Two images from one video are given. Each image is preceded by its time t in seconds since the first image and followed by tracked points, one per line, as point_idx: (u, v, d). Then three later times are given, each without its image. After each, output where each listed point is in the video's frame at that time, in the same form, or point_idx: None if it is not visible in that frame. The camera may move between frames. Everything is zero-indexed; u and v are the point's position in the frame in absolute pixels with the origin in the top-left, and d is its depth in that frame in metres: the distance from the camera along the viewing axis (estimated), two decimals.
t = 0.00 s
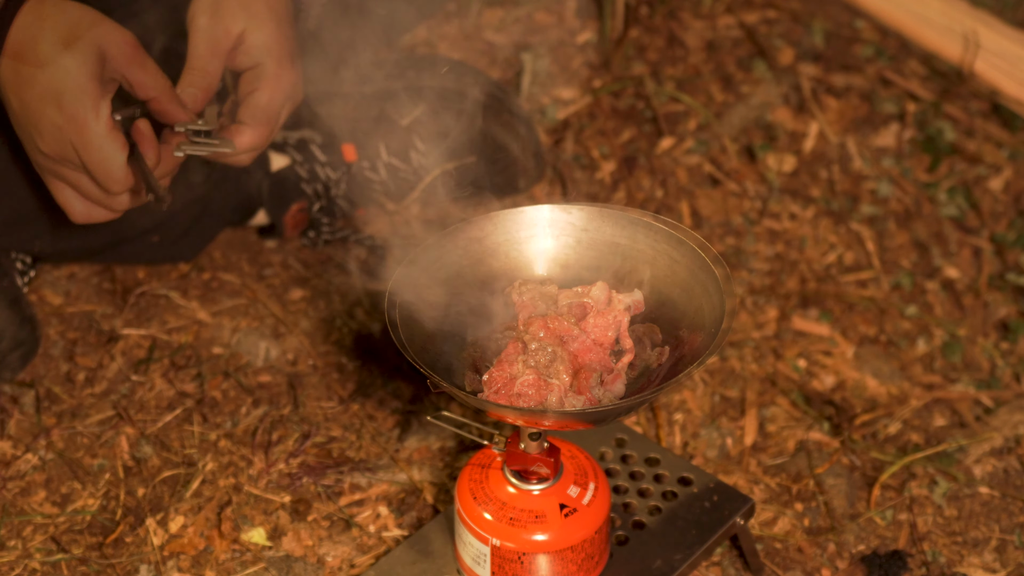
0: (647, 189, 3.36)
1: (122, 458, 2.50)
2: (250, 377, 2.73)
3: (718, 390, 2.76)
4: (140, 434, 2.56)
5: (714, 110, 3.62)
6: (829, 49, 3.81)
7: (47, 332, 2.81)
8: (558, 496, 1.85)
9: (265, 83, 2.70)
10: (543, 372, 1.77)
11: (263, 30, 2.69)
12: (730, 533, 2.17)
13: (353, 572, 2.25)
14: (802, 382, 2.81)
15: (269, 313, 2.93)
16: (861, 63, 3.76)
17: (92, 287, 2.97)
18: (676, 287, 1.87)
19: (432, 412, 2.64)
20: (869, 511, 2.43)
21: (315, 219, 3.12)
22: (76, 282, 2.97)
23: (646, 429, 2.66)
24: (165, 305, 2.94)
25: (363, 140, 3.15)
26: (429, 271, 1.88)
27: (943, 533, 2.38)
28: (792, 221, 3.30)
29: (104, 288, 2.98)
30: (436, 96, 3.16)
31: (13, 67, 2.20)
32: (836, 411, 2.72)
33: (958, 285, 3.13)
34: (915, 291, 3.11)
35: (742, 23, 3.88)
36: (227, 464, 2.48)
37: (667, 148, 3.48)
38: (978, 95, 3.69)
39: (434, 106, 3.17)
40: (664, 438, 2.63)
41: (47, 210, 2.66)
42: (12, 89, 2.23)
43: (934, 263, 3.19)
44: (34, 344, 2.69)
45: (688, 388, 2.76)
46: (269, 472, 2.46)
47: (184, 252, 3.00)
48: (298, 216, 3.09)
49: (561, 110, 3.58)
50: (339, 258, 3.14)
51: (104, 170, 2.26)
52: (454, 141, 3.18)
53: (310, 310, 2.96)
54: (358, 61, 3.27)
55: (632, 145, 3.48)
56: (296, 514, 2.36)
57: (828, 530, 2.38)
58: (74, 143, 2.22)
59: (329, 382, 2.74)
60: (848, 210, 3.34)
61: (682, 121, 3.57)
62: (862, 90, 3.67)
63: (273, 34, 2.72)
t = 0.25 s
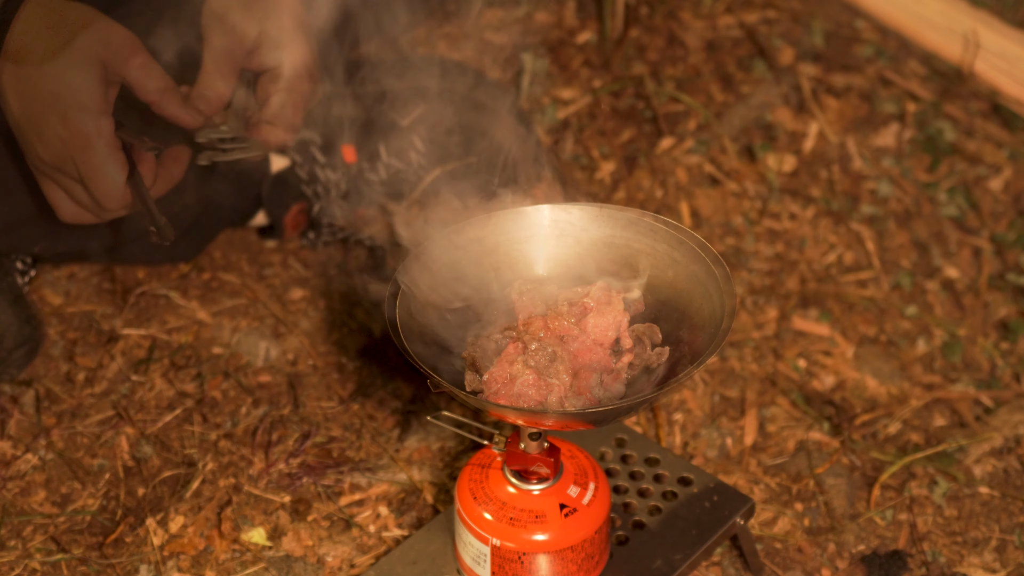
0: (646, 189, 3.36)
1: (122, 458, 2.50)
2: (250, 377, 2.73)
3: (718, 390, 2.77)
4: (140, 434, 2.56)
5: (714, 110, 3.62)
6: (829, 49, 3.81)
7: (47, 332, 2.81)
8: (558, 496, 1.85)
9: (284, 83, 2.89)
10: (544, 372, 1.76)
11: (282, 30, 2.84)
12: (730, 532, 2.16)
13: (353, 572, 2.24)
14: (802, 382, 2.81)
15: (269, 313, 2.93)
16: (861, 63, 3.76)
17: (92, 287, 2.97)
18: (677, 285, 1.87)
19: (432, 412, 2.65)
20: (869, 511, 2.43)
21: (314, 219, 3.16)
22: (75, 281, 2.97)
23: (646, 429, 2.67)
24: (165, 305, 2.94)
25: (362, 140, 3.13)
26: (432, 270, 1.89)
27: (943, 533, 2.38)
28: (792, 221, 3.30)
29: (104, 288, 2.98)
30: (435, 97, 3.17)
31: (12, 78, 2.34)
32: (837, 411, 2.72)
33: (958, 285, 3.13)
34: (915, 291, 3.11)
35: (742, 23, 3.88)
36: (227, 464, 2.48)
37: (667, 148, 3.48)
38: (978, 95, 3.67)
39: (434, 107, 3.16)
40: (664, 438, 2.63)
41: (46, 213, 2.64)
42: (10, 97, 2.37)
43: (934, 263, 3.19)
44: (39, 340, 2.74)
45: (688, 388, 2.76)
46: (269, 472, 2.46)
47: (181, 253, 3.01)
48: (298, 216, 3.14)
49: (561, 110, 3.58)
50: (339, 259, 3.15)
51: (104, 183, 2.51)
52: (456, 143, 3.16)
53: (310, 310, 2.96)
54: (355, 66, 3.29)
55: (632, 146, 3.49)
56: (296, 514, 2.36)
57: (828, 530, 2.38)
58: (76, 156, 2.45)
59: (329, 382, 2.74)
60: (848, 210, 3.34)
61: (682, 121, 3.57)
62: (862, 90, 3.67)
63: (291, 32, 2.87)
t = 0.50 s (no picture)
0: (646, 189, 3.37)
1: (122, 458, 2.50)
2: (250, 377, 2.74)
3: (718, 390, 2.77)
4: (140, 434, 2.56)
5: (714, 110, 3.62)
6: (828, 49, 3.81)
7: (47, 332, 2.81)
8: (558, 496, 1.85)
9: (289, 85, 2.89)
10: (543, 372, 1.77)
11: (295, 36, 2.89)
12: (730, 532, 2.16)
13: (353, 572, 2.24)
14: (802, 382, 2.81)
15: (269, 313, 2.94)
16: (860, 64, 3.76)
17: (92, 287, 2.97)
18: (680, 284, 1.86)
19: (432, 412, 2.65)
20: (869, 511, 2.43)
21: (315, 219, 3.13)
22: (75, 281, 2.97)
23: (646, 429, 2.67)
24: (165, 305, 2.95)
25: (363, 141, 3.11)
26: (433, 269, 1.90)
27: (943, 533, 2.37)
28: (792, 221, 3.30)
29: (104, 288, 2.98)
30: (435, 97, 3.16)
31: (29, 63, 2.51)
32: (836, 411, 2.72)
33: (958, 285, 3.13)
34: (915, 291, 3.11)
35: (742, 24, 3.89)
36: (227, 464, 2.48)
37: (667, 148, 3.48)
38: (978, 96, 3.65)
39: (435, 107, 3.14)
40: (664, 438, 2.63)
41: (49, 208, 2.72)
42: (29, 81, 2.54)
43: (934, 263, 3.19)
44: (42, 339, 2.73)
45: (688, 388, 2.77)
46: (269, 472, 2.46)
47: (184, 253, 3.01)
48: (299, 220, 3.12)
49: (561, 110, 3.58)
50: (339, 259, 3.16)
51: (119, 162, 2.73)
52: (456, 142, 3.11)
53: (310, 310, 2.97)
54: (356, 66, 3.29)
55: (632, 146, 3.49)
56: (296, 514, 2.36)
57: (828, 530, 2.38)
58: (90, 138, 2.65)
59: (329, 382, 2.74)
60: (848, 210, 3.34)
61: (682, 121, 3.58)
62: (862, 90, 3.67)
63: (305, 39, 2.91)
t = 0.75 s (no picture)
0: (646, 189, 3.37)
1: (122, 458, 2.50)
2: (250, 377, 2.74)
3: (718, 390, 2.77)
4: (140, 434, 2.56)
5: (714, 109, 3.62)
6: (829, 49, 3.81)
7: (47, 332, 2.81)
8: (558, 496, 1.85)
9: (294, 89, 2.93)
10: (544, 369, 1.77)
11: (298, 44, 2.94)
12: (731, 532, 2.16)
13: (353, 572, 2.24)
14: (802, 382, 2.81)
15: (269, 313, 2.94)
16: (861, 64, 3.76)
17: (92, 287, 2.98)
18: (681, 285, 1.86)
19: (432, 411, 2.65)
20: (869, 511, 2.43)
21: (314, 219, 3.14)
22: (75, 281, 2.98)
23: (646, 429, 2.67)
24: (165, 305, 2.95)
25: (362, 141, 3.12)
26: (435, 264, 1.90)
27: (943, 533, 2.37)
28: (792, 221, 3.30)
29: (104, 288, 2.98)
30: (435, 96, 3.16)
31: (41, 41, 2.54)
32: (836, 411, 2.72)
33: (958, 285, 3.13)
34: (915, 291, 3.11)
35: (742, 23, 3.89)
36: (227, 464, 2.48)
37: (667, 148, 3.49)
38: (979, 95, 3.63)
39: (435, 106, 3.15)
40: (664, 438, 2.63)
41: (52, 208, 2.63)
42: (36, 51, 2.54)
43: (934, 263, 3.19)
44: (39, 342, 2.70)
45: (688, 388, 2.77)
46: (269, 472, 2.46)
47: (184, 254, 3.01)
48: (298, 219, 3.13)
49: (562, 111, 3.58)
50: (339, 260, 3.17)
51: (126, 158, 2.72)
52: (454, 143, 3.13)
53: (310, 310, 2.98)
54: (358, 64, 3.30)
55: (632, 146, 3.49)
56: (296, 514, 2.36)
57: (828, 530, 2.38)
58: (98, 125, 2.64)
59: (329, 382, 2.74)
60: (848, 210, 3.34)
61: (682, 121, 3.58)
62: (862, 90, 3.67)
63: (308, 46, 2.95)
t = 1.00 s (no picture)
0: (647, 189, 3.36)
1: (122, 458, 2.50)
2: (250, 377, 2.74)
3: (718, 390, 2.77)
4: (140, 434, 2.56)
5: (714, 110, 3.63)
6: (829, 49, 3.81)
7: (47, 332, 2.82)
8: (558, 496, 1.85)
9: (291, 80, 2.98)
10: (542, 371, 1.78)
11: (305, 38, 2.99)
12: (731, 533, 2.16)
13: (353, 572, 2.23)
14: (802, 382, 2.81)
15: (269, 313, 2.95)
16: (861, 63, 3.76)
17: (92, 287, 2.98)
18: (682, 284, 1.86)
19: (432, 411, 2.65)
20: (869, 511, 2.43)
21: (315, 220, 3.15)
22: (75, 281, 2.98)
23: (646, 429, 2.67)
24: (165, 305, 2.96)
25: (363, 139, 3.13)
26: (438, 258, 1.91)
27: (943, 533, 2.37)
28: (792, 221, 3.30)
29: (104, 288, 2.99)
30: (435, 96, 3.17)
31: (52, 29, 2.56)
32: (836, 411, 2.72)
33: (958, 285, 3.13)
34: (915, 291, 3.11)
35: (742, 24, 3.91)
36: (227, 464, 2.49)
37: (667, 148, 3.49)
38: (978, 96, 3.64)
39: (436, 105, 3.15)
40: (664, 438, 2.63)
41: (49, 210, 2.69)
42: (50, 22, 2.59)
43: (933, 263, 3.19)
44: (37, 342, 2.71)
45: (688, 388, 2.77)
46: (269, 472, 2.46)
47: (184, 254, 3.01)
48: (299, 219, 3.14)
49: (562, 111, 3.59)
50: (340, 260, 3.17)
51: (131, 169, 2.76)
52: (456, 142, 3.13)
53: (310, 310, 2.98)
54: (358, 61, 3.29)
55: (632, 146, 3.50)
56: (296, 514, 2.36)
57: (828, 530, 2.38)
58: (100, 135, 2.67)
59: (329, 382, 2.74)
60: (848, 210, 3.34)
61: (682, 121, 3.59)
62: (862, 90, 3.67)
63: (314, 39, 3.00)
